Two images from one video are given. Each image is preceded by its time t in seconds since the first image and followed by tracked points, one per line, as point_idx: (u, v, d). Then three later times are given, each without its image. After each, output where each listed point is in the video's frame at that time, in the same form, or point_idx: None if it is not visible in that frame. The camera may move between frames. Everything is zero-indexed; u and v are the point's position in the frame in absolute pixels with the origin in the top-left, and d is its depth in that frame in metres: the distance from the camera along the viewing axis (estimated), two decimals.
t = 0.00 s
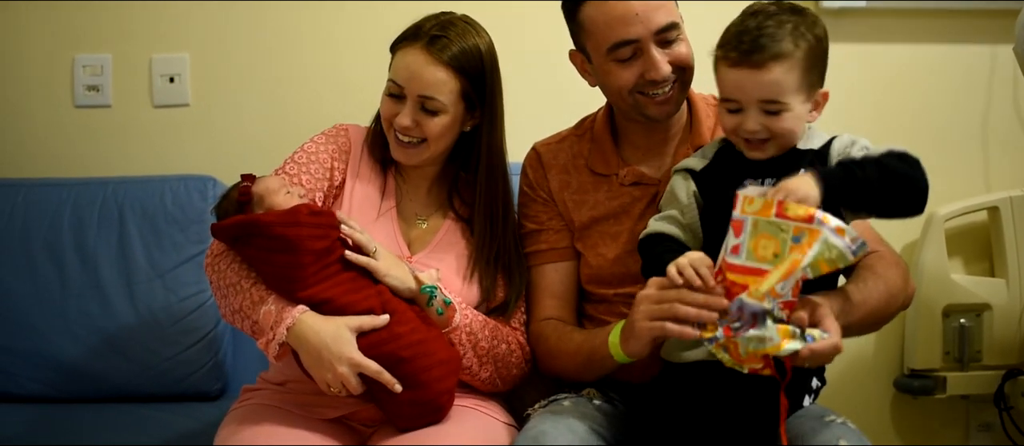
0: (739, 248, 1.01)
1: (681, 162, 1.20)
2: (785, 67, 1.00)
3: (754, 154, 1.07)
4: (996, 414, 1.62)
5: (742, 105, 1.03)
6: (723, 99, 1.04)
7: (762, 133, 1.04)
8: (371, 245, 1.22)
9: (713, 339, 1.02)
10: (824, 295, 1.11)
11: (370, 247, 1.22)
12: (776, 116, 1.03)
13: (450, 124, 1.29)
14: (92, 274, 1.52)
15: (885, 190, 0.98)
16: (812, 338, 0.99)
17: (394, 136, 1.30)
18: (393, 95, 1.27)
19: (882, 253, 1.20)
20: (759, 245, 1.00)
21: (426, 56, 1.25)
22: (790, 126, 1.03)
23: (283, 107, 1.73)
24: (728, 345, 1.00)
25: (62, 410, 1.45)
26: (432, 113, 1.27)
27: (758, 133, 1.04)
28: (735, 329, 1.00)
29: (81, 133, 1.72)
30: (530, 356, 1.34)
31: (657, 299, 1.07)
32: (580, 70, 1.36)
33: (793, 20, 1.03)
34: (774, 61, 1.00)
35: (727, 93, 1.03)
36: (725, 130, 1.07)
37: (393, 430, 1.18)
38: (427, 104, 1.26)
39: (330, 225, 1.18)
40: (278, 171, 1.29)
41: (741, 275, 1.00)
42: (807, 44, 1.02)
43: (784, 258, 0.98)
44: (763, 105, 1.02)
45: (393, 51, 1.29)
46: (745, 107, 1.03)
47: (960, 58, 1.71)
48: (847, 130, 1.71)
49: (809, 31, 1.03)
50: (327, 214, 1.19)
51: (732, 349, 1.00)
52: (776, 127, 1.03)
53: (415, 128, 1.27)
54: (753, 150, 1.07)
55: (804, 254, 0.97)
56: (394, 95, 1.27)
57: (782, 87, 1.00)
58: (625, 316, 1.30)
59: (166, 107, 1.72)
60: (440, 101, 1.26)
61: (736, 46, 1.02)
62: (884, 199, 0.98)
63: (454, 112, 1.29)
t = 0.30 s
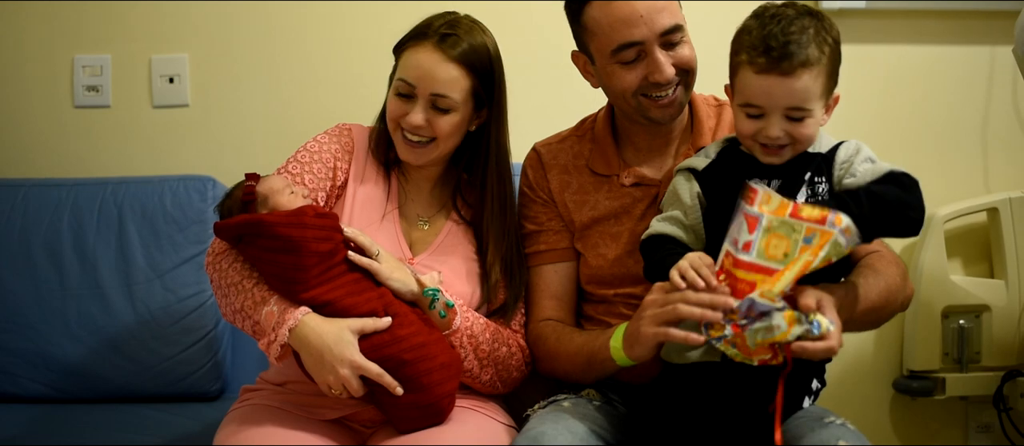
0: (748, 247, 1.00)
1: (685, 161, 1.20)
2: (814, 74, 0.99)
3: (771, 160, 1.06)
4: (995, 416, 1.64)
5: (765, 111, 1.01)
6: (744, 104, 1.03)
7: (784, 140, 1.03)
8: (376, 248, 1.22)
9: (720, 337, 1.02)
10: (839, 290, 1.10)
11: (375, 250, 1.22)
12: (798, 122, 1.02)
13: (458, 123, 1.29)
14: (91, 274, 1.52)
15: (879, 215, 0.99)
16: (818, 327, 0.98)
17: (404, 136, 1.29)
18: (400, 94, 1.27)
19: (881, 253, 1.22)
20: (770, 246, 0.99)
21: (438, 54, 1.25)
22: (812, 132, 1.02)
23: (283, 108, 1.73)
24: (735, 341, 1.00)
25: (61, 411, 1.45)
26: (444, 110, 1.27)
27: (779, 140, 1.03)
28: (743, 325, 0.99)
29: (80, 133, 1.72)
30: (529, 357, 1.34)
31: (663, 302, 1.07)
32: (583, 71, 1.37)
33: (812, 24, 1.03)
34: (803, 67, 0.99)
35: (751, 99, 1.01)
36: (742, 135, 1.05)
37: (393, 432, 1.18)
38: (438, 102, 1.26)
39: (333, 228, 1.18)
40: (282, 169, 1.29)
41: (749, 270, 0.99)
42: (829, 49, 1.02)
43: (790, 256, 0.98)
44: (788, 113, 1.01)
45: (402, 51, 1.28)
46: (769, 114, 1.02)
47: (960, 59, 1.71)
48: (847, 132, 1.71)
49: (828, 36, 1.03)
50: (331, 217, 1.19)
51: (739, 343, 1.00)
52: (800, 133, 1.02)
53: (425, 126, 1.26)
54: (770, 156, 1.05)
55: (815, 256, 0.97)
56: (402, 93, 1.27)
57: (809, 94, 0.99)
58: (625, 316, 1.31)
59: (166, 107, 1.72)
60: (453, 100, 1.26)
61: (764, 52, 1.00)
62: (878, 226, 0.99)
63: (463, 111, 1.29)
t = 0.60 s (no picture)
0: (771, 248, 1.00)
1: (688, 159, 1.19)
2: (830, 76, 1.00)
3: (779, 158, 1.07)
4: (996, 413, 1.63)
5: (780, 111, 1.02)
6: (759, 103, 1.03)
7: (797, 140, 1.04)
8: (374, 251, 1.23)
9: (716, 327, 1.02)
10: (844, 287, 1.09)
11: (372, 253, 1.22)
12: (811, 122, 1.03)
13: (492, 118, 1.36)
14: (92, 277, 1.52)
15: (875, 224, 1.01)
16: (800, 347, 0.98)
17: (445, 137, 1.33)
18: (445, 94, 1.31)
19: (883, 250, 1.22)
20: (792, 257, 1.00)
21: (480, 51, 1.32)
22: (823, 133, 1.04)
23: (282, 108, 1.73)
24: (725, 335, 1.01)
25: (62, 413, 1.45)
26: (486, 105, 1.34)
27: (791, 140, 1.04)
28: (740, 327, 0.99)
29: (80, 136, 1.72)
30: (530, 357, 1.34)
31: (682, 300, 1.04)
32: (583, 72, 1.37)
33: (825, 25, 1.03)
34: (821, 68, 1.00)
35: (769, 98, 1.02)
36: (753, 134, 1.06)
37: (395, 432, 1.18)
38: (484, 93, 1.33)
39: (331, 231, 1.19)
40: (281, 172, 1.30)
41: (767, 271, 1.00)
42: (842, 50, 1.03)
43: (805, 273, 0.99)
44: (803, 113, 1.02)
45: (428, 53, 1.31)
46: (783, 114, 1.03)
47: (960, 56, 1.70)
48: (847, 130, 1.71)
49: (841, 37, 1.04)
50: (329, 219, 1.20)
51: (731, 340, 1.01)
52: (812, 134, 1.03)
53: (475, 124, 1.32)
54: (778, 155, 1.07)
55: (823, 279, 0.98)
56: (446, 94, 1.31)
57: (827, 95, 1.00)
58: (627, 315, 1.30)
59: (166, 109, 1.72)
60: (493, 91, 1.35)
61: (784, 52, 1.01)
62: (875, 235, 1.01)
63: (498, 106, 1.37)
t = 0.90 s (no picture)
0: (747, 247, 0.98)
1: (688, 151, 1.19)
2: (835, 44, 1.04)
3: (798, 136, 1.08)
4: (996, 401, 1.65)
5: (795, 84, 1.04)
6: (774, 80, 1.05)
7: (813, 113, 1.05)
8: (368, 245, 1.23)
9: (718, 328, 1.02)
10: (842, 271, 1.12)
11: (367, 247, 1.22)
12: (823, 94, 1.05)
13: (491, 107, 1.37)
14: (90, 273, 1.52)
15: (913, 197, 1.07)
16: (804, 318, 0.98)
17: (448, 132, 1.33)
18: (445, 89, 1.31)
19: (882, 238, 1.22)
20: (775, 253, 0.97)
21: (473, 42, 1.33)
22: (835, 103, 1.06)
23: (280, 103, 1.73)
24: (729, 331, 1.01)
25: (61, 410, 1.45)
26: (483, 95, 1.34)
27: (808, 114, 1.05)
28: (738, 320, 0.99)
29: (78, 133, 1.72)
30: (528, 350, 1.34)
31: (669, 300, 1.06)
32: (580, 63, 1.37)
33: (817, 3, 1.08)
34: (826, 38, 1.03)
35: (784, 72, 1.04)
36: (769, 114, 1.07)
37: (394, 425, 1.18)
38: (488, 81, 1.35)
39: (326, 226, 1.19)
40: (275, 168, 1.29)
41: (757, 273, 0.98)
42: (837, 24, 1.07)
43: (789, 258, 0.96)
44: (817, 84, 1.04)
45: (424, 49, 1.31)
46: (798, 87, 1.04)
47: (957, 45, 1.70)
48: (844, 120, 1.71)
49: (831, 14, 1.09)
50: (323, 214, 1.20)
51: (735, 334, 1.01)
52: (826, 105, 1.05)
53: (477, 116, 1.33)
54: (796, 133, 1.07)
55: (810, 256, 0.95)
56: (446, 88, 1.31)
57: (837, 64, 1.04)
58: (625, 307, 1.30)
59: (163, 105, 1.72)
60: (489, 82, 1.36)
61: (791, 25, 1.04)
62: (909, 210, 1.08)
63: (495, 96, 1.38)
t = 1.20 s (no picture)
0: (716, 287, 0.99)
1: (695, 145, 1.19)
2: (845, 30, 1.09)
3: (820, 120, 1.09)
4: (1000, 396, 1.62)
5: (820, 66, 1.06)
6: (800, 62, 1.06)
7: (835, 96, 1.07)
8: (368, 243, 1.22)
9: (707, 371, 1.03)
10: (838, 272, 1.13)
11: (367, 246, 1.22)
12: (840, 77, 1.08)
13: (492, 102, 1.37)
14: (92, 272, 1.52)
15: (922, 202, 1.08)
16: (796, 346, 0.98)
17: (448, 129, 1.33)
18: (445, 86, 1.31)
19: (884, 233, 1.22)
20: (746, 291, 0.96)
21: (470, 38, 1.32)
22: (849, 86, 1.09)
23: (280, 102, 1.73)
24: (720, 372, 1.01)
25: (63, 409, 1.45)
26: (483, 91, 1.34)
27: (831, 96, 1.07)
28: (726, 361, 1.00)
29: (79, 132, 1.72)
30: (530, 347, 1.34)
31: (659, 339, 1.05)
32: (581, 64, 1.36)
33: None
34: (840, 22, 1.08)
35: (811, 54, 1.06)
36: (795, 97, 1.08)
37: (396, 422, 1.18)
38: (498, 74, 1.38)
39: (328, 223, 1.19)
40: (275, 166, 1.29)
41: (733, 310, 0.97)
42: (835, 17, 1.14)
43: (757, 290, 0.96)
44: (837, 66, 1.07)
45: (421, 47, 1.30)
46: (822, 69, 1.06)
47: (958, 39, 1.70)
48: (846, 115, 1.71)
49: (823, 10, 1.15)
50: (325, 212, 1.20)
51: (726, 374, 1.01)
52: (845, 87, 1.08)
53: (477, 112, 1.33)
54: (819, 117, 1.09)
55: (778, 287, 0.95)
56: (446, 85, 1.31)
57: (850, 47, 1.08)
58: (628, 304, 1.30)
59: (164, 104, 1.72)
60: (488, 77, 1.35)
61: (808, 11, 1.08)
62: (911, 216, 1.10)
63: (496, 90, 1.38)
